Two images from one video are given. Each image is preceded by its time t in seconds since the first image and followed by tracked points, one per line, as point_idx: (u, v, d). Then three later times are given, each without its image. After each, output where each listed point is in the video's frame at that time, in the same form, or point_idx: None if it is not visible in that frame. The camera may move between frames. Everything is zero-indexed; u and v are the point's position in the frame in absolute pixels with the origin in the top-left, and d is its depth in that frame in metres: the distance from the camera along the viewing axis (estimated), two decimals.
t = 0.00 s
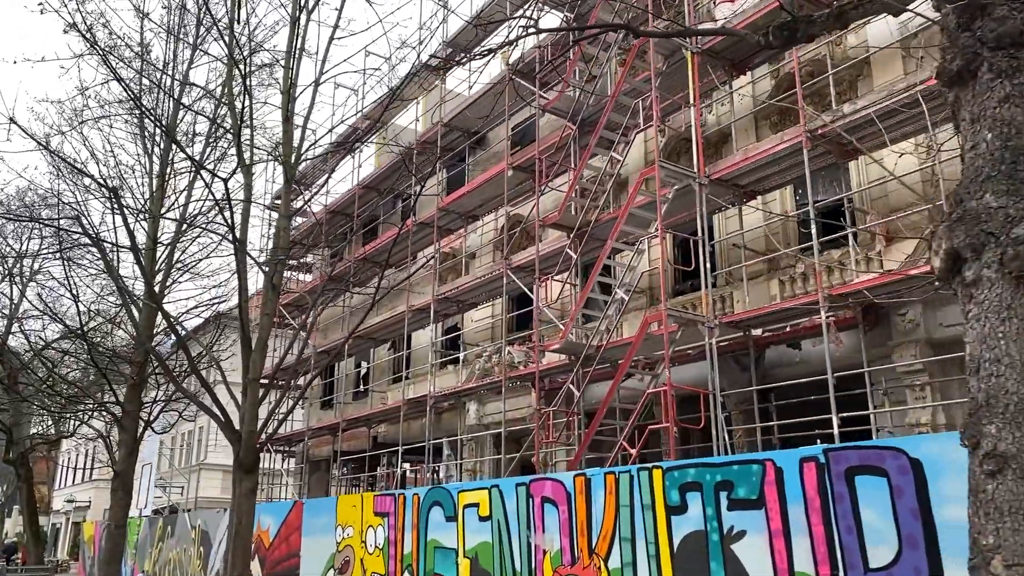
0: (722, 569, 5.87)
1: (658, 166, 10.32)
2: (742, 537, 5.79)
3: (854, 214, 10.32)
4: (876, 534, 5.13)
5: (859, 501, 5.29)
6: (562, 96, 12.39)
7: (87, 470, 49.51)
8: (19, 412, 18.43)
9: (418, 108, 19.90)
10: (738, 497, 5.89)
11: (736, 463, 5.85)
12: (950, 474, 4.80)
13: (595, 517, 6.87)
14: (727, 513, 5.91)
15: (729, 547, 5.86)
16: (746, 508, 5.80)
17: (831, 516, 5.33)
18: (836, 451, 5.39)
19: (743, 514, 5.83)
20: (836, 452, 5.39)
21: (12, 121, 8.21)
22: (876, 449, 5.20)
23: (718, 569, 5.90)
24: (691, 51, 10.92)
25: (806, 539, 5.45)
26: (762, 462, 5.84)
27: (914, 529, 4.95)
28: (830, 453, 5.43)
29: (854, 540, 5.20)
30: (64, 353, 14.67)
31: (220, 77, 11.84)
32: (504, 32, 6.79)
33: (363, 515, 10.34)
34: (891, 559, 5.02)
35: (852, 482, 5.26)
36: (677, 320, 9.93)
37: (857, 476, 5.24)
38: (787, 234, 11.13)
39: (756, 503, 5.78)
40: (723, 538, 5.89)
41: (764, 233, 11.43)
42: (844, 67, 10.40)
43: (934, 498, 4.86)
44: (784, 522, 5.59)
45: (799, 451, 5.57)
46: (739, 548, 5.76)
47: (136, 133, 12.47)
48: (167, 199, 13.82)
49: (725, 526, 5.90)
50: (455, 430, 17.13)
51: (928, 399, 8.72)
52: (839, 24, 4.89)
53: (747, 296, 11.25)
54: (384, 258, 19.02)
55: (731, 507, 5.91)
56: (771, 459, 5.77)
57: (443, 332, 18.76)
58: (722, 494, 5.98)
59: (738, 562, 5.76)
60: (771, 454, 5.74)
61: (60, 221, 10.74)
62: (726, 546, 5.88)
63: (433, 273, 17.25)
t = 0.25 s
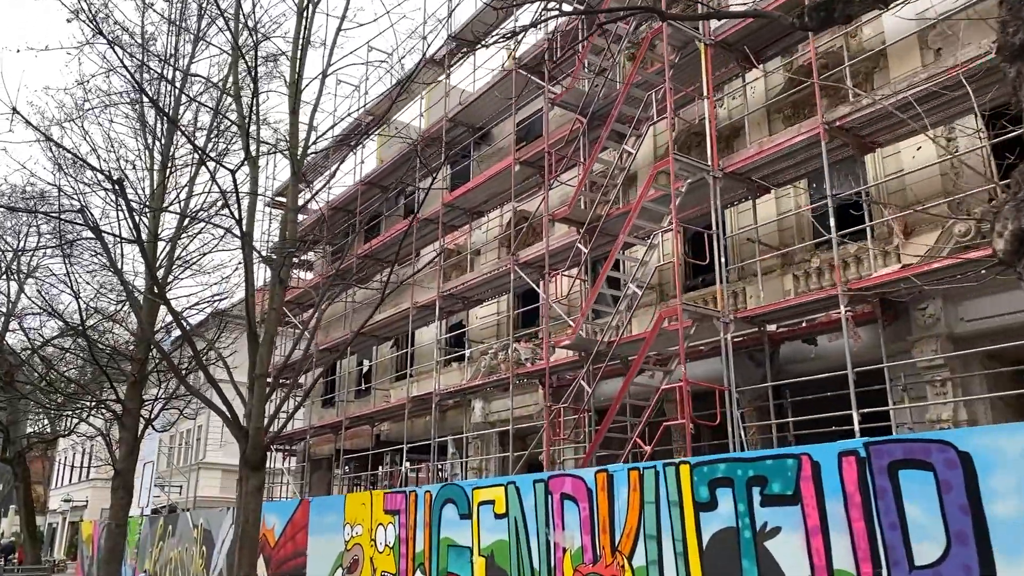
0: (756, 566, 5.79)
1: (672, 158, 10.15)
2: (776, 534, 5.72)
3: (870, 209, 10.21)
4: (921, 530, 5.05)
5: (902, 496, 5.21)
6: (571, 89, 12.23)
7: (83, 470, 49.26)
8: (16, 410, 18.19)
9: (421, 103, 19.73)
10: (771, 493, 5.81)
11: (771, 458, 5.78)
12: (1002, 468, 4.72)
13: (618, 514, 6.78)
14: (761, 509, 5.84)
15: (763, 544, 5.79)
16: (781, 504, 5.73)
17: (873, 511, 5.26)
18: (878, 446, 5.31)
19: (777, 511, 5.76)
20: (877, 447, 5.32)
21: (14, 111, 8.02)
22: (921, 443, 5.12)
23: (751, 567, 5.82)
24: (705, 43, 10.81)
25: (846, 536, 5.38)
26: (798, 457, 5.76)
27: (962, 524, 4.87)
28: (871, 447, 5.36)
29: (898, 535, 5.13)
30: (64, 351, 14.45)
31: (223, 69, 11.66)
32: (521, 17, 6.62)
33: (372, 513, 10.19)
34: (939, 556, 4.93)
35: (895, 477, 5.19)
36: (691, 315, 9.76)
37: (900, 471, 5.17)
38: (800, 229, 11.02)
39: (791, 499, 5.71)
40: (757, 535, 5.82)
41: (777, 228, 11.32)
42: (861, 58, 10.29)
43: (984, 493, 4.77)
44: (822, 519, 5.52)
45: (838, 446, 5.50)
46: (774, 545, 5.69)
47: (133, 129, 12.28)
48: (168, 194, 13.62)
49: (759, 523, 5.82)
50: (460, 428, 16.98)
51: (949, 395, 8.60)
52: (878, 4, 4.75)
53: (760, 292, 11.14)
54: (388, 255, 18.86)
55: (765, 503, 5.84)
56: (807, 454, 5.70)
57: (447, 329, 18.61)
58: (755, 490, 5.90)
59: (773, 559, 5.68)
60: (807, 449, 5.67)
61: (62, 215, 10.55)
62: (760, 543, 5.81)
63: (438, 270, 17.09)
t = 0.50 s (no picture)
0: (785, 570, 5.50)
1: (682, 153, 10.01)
2: (806, 537, 5.43)
3: (879, 205, 10.11)
4: (965, 534, 4.72)
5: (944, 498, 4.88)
6: (575, 83, 12.07)
7: (70, 469, 48.77)
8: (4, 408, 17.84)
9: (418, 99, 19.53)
10: (801, 494, 5.53)
11: (801, 458, 5.50)
12: None
13: (636, 515, 6.55)
14: (790, 512, 5.56)
15: (793, 547, 5.50)
16: (811, 505, 5.44)
17: (911, 514, 4.94)
18: (917, 445, 5.00)
19: (808, 513, 5.47)
20: (916, 446, 5.00)
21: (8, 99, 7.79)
22: (964, 442, 4.79)
23: (779, 571, 5.54)
24: (713, 37, 10.70)
25: (883, 540, 5.06)
26: (830, 457, 5.48)
27: (1010, 528, 4.51)
28: (910, 447, 5.04)
29: (939, 539, 4.80)
30: (54, 348, 14.15)
31: (220, 61, 11.43)
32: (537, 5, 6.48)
33: (375, 514, 10.02)
34: (984, 561, 4.58)
35: (936, 478, 4.86)
36: (700, 313, 9.60)
37: (941, 471, 4.84)
38: (807, 227, 10.90)
39: (823, 501, 5.41)
40: (785, 538, 5.53)
41: (784, 225, 11.19)
42: (871, 54, 10.18)
43: None
44: (856, 521, 5.22)
45: (874, 445, 5.19)
46: (803, 548, 5.40)
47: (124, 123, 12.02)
48: (161, 189, 13.37)
49: (787, 525, 5.54)
50: (457, 427, 16.78)
51: (962, 394, 8.49)
52: None
53: (766, 290, 11.02)
54: (384, 252, 18.65)
55: (794, 505, 5.55)
56: (841, 454, 5.40)
57: (444, 327, 18.42)
58: (783, 491, 5.63)
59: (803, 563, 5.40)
60: (840, 449, 5.37)
61: (54, 208, 10.29)
62: (789, 547, 5.52)
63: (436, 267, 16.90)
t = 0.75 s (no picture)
0: (790, 568, 5.40)
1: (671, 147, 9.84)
2: (814, 534, 5.33)
3: (868, 202, 10.08)
4: (980, 530, 4.65)
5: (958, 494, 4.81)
6: (563, 76, 11.93)
7: (34, 468, 47.71)
8: None
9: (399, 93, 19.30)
10: (808, 491, 5.43)
11: (807, 454, 5.39)
12: None
13: (632, 512, 6.42)
14: (795, 508, 5.45)
15: (798, 545, 5.40)
16: (819, 502, 5.34)
17: (925, 510, 4.86)
18: (930, 440, 4.91)
19: (815, 509, 5.37)
20: (929, 441, 4.91)
21: None
22: (980, 437, 4.70)
23: (784, 569, 5.44)
24: (704, 30, 10.65)
25: (894, 537, 4.99)
26: (837, 453, 5.38)
27: None
28: (922, 442, 4.95)
29: (954, 536, 4.72)
30: (21, 341, 13.67)
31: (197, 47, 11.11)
32: None
33: (357, 512, 9.78)
34: (1002, 558, 4.51)
35: (950, 474, 4.79)
36: (688, 309, 9.44)
37: (956, 467, 4.76)
38: (795, 223, 10.84)
39: (831, 497, 5.32)
40: (791, 535, 5.43)
41: (772, 221, 11.13)
42: (862, 49, 10.20)
43: None
44: (866, 518, 5.13)
45: (885, 440, 5.10)
46: (811, 545, 5.30)
47: (96, 109, 11.63)
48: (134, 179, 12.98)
49: (793, 522, 5.43)
50: (437, 425, 16.55)
51: (953, 392, 8.47)
52: None
53: (754, 286, 10.95)
54: (364, 247, 18.37)
55: (800, 501, 5.45)
56: (849, 449, 5.30)
57: (424, 324, 18.18)
58: (789, 487, 5.52)
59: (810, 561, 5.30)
60: (849, 443, 5.27)
61: (22, 195, 9.90)
62: (794, 544, 5.42)
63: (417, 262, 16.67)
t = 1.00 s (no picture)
0: (744, 565, 5.36)
1: (622, 143, 9.80)
2: (769, 530, 5.30)
3: (811, 205, 10.29)
4: (935, 528, 4.64)
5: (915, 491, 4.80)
6: (513, 68, 11.80)
7: None
8: None
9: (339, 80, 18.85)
10: (764, 487, 5.39)
11: (765, 450, 5.36)
12: None
13: (583, 509, 6.32)
14: (751, 504, 5.41)
15: (753, 542, 5.36)
16: (775, 498, 5.31)
17: (881, 507, 4.85)
18: (888, 437, 4.91)
19: (770, 506, 5.33)
20: (888, 438, 4.90)
21: None
22: (938, 434, 4.71)
23: (738, 566, 5.39)
24: (656, 28, 10.74)
25: (850, 534, 4.96)
26: (794, 449, 5.36)
27: (985, 522, 4.44)
28: (881, 438, 4.94)
29: (910, 533, 4.72)
30: None
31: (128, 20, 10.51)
32: None
33: (290, 509, 9.45)
34: (957, 555, 4.51)
35: (908, 471, 4.78)
36: (635, 306, 9.41)
37: (913, 464, 4.76)
38: (739, 224, 10.98)
39: (787, 494, 5.29)
40: (746, 532, 5.39)
41: (716, 222, 11.25)
42: (809, 54, 10.44)
43: (1009, 487, 4.36)
44: (822, 514, 5.10)
45: (844, 437, 5.08)
46: (766, 542, 5.27)
47: (13, 79, 10.87)
48: (54, 156, 12.21)
49: (748, 519, 5.39)
50: (372, 421, 16.22)
51: (889, 392, 8.71)
52: None
53: (697, 285, 11.05)
54: (300, 236, 17.87)
55: (756, 497, 5.41)
56: (807, 445, 5.27)
57: (361, 317, 17.81)
58: (744, 483, 5.48)
59: (765, 557, 5.26)
60: (806, 439, 5.25)
61: None
62: (749, 541, 5.38)
63: (356, 254, 16.30)
